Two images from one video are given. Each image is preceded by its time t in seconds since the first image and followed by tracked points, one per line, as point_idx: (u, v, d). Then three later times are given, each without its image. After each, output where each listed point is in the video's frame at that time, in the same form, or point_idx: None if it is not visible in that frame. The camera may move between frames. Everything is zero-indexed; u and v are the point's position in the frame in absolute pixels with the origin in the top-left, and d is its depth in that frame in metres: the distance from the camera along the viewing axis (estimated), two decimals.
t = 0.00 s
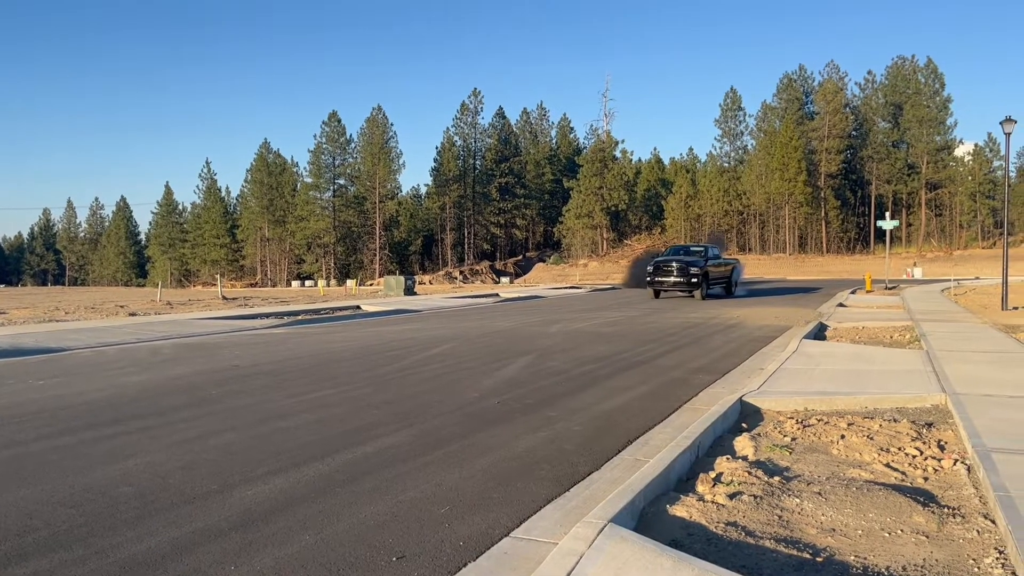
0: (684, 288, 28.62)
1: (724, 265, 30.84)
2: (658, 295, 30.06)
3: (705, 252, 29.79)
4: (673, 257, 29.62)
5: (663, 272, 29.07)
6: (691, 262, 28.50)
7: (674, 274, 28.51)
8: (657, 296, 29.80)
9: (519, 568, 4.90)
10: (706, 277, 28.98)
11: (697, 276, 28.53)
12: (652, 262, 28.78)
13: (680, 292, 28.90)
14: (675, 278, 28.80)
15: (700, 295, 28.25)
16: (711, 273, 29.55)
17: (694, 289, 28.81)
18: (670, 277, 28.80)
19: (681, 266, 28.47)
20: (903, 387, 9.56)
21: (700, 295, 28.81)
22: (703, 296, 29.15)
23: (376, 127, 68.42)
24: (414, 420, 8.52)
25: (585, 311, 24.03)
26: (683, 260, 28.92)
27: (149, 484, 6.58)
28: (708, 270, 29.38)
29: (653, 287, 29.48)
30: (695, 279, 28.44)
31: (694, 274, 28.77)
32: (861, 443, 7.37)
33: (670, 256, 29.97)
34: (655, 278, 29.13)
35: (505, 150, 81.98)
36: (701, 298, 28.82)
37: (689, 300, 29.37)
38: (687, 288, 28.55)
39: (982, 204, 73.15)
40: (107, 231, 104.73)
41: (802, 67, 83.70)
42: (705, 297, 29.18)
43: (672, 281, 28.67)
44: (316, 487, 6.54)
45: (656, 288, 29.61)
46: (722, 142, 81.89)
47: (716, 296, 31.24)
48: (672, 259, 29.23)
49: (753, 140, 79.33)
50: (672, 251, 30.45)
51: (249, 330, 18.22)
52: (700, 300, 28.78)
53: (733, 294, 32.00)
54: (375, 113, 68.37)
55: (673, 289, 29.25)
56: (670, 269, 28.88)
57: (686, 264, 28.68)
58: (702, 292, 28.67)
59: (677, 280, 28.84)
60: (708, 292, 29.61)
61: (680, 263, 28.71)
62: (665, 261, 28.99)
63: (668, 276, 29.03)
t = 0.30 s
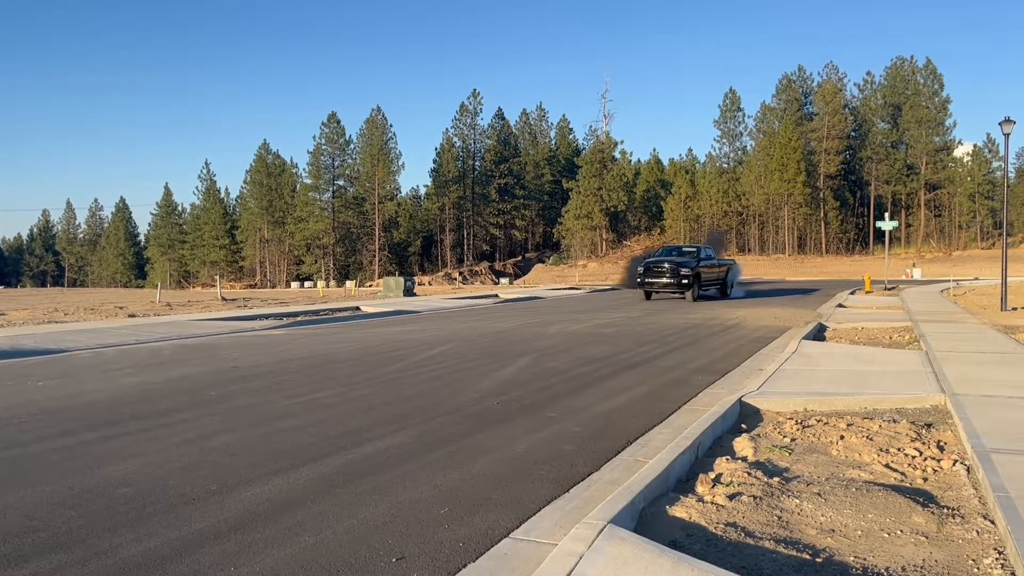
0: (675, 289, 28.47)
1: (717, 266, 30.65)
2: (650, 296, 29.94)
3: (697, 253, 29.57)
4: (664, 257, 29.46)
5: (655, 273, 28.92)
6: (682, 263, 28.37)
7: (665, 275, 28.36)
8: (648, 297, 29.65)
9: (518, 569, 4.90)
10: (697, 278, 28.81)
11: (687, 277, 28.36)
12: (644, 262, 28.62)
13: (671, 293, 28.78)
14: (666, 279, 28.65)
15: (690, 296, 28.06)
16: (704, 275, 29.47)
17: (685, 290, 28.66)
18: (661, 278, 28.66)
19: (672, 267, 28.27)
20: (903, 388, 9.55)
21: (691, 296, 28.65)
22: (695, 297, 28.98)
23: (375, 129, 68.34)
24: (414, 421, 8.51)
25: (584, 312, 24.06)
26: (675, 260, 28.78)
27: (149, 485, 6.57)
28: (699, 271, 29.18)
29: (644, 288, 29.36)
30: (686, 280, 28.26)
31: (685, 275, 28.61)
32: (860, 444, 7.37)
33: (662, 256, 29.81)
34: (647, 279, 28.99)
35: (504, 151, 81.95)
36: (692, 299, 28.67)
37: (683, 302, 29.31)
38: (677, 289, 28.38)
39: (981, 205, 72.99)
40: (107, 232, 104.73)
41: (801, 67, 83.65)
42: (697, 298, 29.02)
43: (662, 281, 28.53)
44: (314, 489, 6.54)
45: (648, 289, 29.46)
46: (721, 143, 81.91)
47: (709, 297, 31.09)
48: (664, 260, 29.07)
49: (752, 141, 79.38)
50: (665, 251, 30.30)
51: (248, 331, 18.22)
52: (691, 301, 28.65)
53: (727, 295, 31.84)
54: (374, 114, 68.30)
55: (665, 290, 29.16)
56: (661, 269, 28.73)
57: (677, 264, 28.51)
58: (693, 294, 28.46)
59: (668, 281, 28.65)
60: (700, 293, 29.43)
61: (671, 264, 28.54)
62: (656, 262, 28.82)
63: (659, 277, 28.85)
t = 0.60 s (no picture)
0: (665, 290, 28.14)
1: (711, 267, 30.26)
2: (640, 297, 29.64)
3: (689, 253, 29.23)
4: (655, 258, 29.15)
5: (645, 274, 28.56)
6: (672, 263, 28.04)
7: (656, 277, 28.03)
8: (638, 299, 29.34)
9: (518, 571, 4.90)
10: (688, 279, 28.48)
11: (678, 278, 28.01)
12: (634, 262, 28.40)
13: (660, 294, 28.49)
14: (656, 280, 28.31)
15: (680, 297, 27.72)
16: (703, 275, 29.46)
17: (676, 291, 28.32)
18: (652, 279, 28.30)
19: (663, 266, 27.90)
20: (903, 388, 9.55)
21: (681, 297, 28.29)
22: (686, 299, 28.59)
23: (376, 129, 68.31)
24: (415, 422, 8.52)
25: (584, 313, 24.08)
26: (665, 261, 28.45)
27: (150, 487, 6.57)
28: (691, 272, 28.84)
29: (634, 289, 29.06)
30: (676, 280, 27.92)
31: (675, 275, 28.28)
32: (861, 445, 7.37)
33: (654, 256, 29.49)
34: (637, 280, 28.65)
35: (505, 152, 81.96)
36: (683, 301, 28.29)
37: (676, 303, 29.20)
38: (667, 290, 28.06)
39: (982, 205, 71.67)
40: (108, 233, 104.78)
41: (801, 68, 83.67)
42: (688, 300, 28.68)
43: (654, 281, 28.16)
44: (314, 490, 6.53)
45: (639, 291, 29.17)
46: (722, 144, 81.97)
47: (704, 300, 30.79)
48: (654, 260, 28.75)
49: (752, 141, 79.45)
50: (657, 251, 29.97)
51: (248, 332, 18.25)
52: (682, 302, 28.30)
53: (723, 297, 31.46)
54: (375, 115, 68.30)
55: (655, 292, 28.85)
56: (651, 270, 28.37)
57: (668, 263, 28.15)
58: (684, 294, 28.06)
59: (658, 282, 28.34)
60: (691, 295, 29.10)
61: (661, 264, 28.25)
62: (647, 262, 28.57)
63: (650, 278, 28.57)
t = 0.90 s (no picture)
0: (655, 292, 27.83)
1: (706, 268, 29.81)
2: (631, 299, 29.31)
3: (680, 253, 28.88)
4: (646, 259, 28.83)
5: (635, 276, 28.25)
6: (662, 265, 27.71)
7: (646, 278, 27.70)
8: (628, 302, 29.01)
9: (520, 572, 4.89)
10: (678, 280, 28.10)
11: (667, 279, 27.70)
12: (623, 264, 28.08)
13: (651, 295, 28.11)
14: (646, 281, 28.00)
15: (670, 299, 27.37)
16: (702, 276, 29.27)
17: (666, 293, 27.93)
18: (642, 281, 27.99)
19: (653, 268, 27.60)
20: (906, 390, 9.54)
21: (671, 299, 28.04)
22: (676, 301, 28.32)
23: (378, 131, 68.23)
24: (417, 423, 8.51)
25: (585, 314, 24.08)
26: (655, 262, 28.09)
27: (153, 488, 6.58)
28: (682, 273, 28.50)
29: (624, 291, 28.74)
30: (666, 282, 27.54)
31: (665, 277, 27.97)
32: (864, 446, 7.36)
33: (645, 258, 29.17)
34: (627, 282, 28.34)
35: (507, 153, 81.82)
36: (673, 302, 28.02)
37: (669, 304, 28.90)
38: (657, 292, 27.68)
39: (985, 206, 72.76)
40: (110, 234, 104.89)
41: (804, 68, 83.54)
42: (679, 302, 28.35)
43: (643, 283, 27.86)
44: (316, 492, 6.53)
45: (629, 292, 28.80)
46: (724, 145, 81.96)
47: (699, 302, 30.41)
48: (644, 262, 28.44)
49: (755, 142, 79.49)
50: (649, 252, 29.66)
51: (251, 333, 18.26)
52: (672, 304, 28.01)
53: (719, 299, 31.02)
54: (377, 116, 68.27)
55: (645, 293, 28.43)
56: (641, 271, 28.05)
57: (658, 265, 27.84)
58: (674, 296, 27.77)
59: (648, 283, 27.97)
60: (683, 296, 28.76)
61: (651, 266, 27.89)
62: (637, 264, 28.23)
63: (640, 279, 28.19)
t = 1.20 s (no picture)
0: (645, 294, 26.89)
1: (700, 270, 28.90)
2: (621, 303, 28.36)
3: (672, 254, 27.98)
4: (636, 261, 27.93)
5: (624, 278, 27.28)
6: (652, 266, 26.76)
7: (635, 280, 26.76)
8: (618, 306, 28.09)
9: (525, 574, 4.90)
10: (669, 283, 27.14)
11: (657, 281, 26.76)
12: (612, 266, 27.13)
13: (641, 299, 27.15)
14: (636, 284, 27.03)
15: (660, 302, 26.40)
16: (697, 277, 28.59)
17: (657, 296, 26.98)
18: (631, 283, 27.04)
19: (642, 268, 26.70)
20: (911, 391, 9.51)
21: (662, 302, 27.15)
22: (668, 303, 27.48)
23: (382, 133, 68.28)
24: (420, 425, 8.51)
25: (588, 316, 23.99)
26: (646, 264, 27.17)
27: (157, 490, 6.59)
28: (672, 275, 27.59)
29: (614, 295, 27.79)
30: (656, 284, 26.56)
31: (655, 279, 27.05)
32: (868, 448, 7.35)
33: (635, 260, 28.29)
34: (616, 284, 27.41)
35: (511, 155, 81.65)
36: (664, 305, 27.18)
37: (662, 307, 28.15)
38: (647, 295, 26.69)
39: (989, 207, 72.90)
40: (115, 236, 105.10)
41: (808, 70, 83.48)
42: (670, 304, 27.45)
43: (633, 284, 26.91)
44: (320, 493, 6.54)
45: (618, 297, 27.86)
46: (728, 146, 81.98)
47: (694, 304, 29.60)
48: (634, 264, 27.52)
49: (759, 144, 79.51)
50: (639, 255, 28.75)
51: (254, 335, 18.25)
52: (663, 307, 27.17)
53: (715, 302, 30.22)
54: (380, 119, 68.25)
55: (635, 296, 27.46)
56: (630, 272, 27.11)
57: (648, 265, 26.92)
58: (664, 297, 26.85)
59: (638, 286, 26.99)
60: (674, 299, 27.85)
61: (641, 267, 26.94)
62: (626, 266, 27.29)
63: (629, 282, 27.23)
